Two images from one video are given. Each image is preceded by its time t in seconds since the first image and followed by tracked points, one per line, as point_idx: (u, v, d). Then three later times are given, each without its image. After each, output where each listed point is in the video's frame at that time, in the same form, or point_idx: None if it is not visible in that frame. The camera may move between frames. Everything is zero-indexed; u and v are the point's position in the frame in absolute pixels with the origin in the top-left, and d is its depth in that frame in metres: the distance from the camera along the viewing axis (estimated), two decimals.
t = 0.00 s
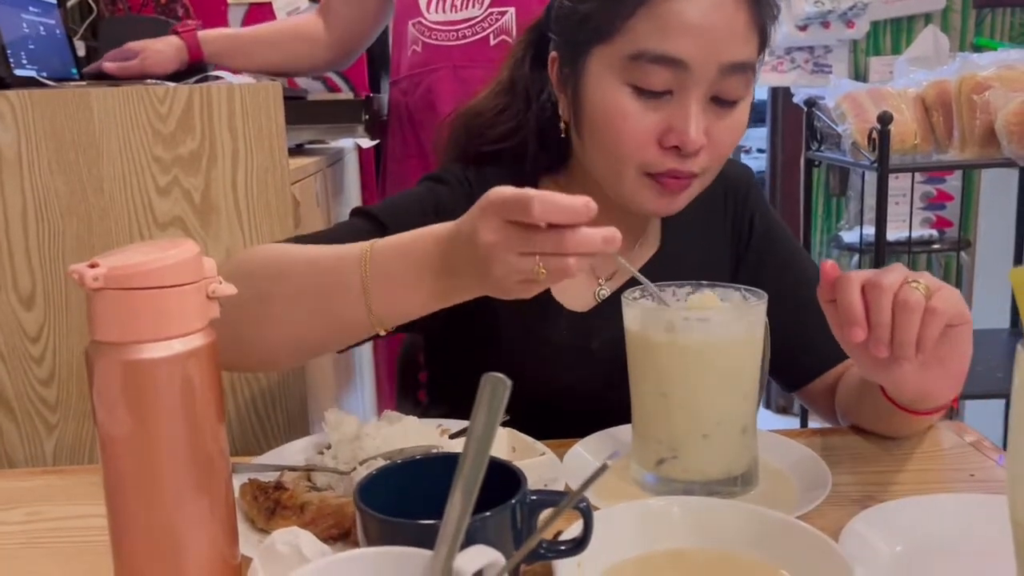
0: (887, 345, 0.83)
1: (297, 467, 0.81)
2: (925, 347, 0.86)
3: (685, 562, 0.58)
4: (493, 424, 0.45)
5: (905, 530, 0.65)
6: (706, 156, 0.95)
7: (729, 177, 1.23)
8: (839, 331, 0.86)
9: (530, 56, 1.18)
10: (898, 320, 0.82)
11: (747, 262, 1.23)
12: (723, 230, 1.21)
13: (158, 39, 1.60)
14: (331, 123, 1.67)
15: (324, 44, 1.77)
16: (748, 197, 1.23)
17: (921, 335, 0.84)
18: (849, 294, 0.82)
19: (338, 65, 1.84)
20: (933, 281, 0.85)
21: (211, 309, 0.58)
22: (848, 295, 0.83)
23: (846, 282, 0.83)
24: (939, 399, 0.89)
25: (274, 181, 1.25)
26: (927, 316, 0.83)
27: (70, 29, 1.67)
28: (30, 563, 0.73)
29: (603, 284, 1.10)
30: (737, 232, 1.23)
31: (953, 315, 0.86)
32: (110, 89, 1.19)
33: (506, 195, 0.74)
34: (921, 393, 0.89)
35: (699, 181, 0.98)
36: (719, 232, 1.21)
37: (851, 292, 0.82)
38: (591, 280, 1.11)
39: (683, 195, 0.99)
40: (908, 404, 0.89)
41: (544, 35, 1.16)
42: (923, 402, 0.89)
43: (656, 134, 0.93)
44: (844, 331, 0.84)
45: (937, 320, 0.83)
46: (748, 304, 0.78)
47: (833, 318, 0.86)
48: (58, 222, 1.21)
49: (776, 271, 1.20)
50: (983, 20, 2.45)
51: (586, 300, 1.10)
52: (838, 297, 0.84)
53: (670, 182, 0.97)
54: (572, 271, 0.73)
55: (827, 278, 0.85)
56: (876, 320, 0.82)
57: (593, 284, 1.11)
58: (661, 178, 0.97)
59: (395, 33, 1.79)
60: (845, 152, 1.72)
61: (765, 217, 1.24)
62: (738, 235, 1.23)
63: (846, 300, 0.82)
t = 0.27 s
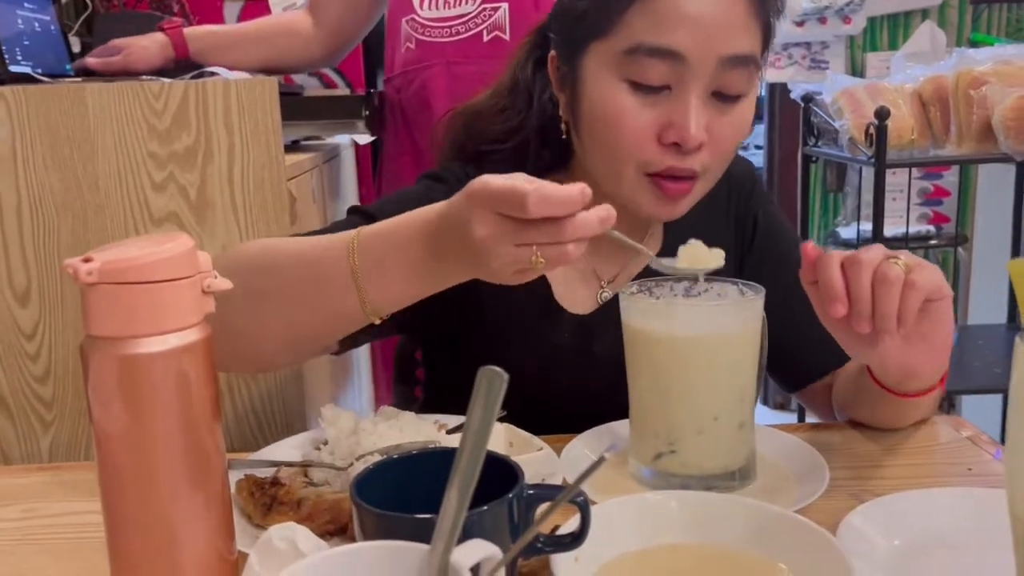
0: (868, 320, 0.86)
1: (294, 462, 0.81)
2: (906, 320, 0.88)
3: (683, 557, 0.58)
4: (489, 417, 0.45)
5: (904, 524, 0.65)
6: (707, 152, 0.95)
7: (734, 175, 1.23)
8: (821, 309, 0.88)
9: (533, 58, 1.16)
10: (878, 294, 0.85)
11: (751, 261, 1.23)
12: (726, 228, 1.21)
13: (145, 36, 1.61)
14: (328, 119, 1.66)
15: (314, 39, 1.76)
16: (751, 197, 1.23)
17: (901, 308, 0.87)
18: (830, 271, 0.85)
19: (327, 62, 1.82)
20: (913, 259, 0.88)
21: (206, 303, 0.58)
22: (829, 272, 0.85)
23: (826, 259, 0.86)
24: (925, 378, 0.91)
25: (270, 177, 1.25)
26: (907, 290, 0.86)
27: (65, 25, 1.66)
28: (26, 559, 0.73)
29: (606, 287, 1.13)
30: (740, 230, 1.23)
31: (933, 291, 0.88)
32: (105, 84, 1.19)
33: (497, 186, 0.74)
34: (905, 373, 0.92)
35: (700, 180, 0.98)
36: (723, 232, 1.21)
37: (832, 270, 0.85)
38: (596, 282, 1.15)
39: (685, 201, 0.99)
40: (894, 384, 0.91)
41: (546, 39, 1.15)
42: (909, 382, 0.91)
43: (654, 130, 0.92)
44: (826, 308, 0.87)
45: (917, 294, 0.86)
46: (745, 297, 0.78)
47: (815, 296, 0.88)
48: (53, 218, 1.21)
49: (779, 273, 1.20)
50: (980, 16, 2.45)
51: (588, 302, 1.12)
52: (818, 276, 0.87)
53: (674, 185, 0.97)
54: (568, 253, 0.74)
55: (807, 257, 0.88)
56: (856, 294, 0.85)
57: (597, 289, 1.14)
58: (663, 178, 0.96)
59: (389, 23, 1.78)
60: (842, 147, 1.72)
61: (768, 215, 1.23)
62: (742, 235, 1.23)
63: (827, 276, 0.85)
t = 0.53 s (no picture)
0: (851, 308, 0.87)
1: (287, 462, 0.80)
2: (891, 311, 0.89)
3: (677, 555, 0.58)
4: (480, 417, 0.45)
5: (897, 522, 0.65)
6: (705, 163, 0.94)
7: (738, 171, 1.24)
8: (805, 298, 0.90)
9: (532, 66, 1.16)
10: (861, 281, 0.87)
11: (755, 255, 1.23)
12: (728, 225, 1.21)
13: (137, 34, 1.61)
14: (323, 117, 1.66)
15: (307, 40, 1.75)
16: (754, 193, 1.23)
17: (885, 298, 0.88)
18: (812, 256, 0.87)
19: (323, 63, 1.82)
20: (897, 248, 0.90)
21: (198, 302, 0.58)
22: (813, 259, 0.87)
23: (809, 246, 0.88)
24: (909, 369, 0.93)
25: (263, 175, 1.24)
26: (890, 277, 0.87)
27: (59, 23, 1.65)
28: (17, 560, 0.73)
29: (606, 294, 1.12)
30: (742, 227, 1.23)
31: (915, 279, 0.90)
32: (98, 83, 1.18)
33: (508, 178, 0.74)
34: (890, 362, 0.94)
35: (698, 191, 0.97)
36: (727, 232, 1.21)
37: (816, 257, 0.87)
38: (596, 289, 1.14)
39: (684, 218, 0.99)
40: (878, 372, 0.94)
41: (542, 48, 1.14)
42: (894, 372, 0.94)
43: (648, 142, 0.92)
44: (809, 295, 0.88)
45: (899, 282, 0.87)
46: (738, 295, 0.78)
47: (799, 286, 0.90)
48: (45, 216, 1.20)
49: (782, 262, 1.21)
50: (975, 12, 2.45)
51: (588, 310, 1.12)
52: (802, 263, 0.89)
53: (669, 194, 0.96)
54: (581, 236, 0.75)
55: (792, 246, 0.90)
56: (839, 281, 0.87)
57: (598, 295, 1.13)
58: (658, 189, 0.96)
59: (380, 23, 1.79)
60: (837, 144, 1.73)
61: (770, 212, 1.24)
62: (744, 229, 1.23)
63: (810, 261, 0.87)
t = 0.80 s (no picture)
0: (841, 306, 0.87)
1: (275, 460, 0.80)
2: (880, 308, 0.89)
3: (663, 552, 0.58)
4: (463, 414, 0.44)
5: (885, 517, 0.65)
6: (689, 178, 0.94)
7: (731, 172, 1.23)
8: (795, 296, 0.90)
9: (519, 65, 1.15)
10: (851, 279, 0.87)
11: (750, 257, 1.21)
12: (723, 221, 1.20)
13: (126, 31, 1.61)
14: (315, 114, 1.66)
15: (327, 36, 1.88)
16: (747, 193, 1.22)
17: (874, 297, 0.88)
18: (802, 252, 0.87)
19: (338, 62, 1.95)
20: (885, 245, 0.90)
21: (181, 301, 0.57)
22: (803, 256, 0.87)
23: (799, 244, 0.88)
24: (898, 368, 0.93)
25: (253, 173, 1.24)
26: (881, 274, 0.87)
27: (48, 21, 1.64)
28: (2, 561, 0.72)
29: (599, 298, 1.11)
30: (736, 225, 1.22)
31: (905, 275, 0.90)
32: (86, 80, 1.18)
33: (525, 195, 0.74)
34: (877, 360, 0.95)
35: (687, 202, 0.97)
36: (722, 231, 1.20)
37: (806, 254, 0.87)
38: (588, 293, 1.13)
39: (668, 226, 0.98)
40: (866, 370, 0.95)
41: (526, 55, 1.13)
42: (883, 369, 0.94)
43: (630, 159, 0.91)
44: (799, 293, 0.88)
45: (889, 281, 0.87)
46: (727, 291, 0.78)
47: (788, 284, 0.89)
48: (34, 215, 1.20)
49: (776, 263, 1.19)
50: (968, 7, 2.45)
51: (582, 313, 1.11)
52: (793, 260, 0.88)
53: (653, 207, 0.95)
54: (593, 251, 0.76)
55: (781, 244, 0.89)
56: (829, 279, 0.87)
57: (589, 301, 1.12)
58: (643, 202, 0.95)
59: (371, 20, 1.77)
60: (829, 140, 1.73)
61: (765, 213, 1.23)
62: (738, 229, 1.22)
63: (800, 257, 0.87)
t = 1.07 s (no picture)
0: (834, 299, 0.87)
1: (267, 457, 0.79)
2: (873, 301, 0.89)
3: (656, 547, 0.58)
4: (453, 408, 0.44)
5: (876, 510, 0.65)
6: (681, 179, 0.93)
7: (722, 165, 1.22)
8: (788, 288, 0.90)
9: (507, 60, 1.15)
10: (845, 274, 0.86)
11: (742, 251, 1.21)
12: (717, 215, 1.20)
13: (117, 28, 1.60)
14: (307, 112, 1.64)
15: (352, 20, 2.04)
16: (739, 186, 1.22)
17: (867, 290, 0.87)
18: (796, 245, 0.87)
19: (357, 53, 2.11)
20: (879, 238, 0.89)
21: (170, 297, 0.57)
22: (796, 250, 0.87)
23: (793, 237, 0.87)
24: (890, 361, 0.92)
25: (245, 169, 1.23)
26: (873, 267, 0.87)
27: (37, 17, 1.63)
28: None
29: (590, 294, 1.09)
30: (728, 218, 1.22)
31: (897, 269, 0.90)
32: (75, 77, 1.17)
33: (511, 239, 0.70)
34: (869, 353, 0.94)
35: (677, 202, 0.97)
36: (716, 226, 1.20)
37: (799, 248, 0.86)
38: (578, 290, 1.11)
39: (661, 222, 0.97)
40: (858, 364, 0.94)
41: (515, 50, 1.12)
42: (875, 363, 0.94)
43: (623, 161, 0.91)
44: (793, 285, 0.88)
45: (881, 275, 0.87)
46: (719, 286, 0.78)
47: (782, 277, 0.89)
48: (23, 212, 1.19)
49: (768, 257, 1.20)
50: (960, 3, 2.46)
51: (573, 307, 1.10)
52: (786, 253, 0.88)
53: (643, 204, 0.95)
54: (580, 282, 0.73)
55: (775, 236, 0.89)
56: (823, 273, 0.86)
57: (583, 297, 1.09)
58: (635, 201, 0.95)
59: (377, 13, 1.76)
60: (821, 135, 1.73)
61: (757, 208, 1.23)
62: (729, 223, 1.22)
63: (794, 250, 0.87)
